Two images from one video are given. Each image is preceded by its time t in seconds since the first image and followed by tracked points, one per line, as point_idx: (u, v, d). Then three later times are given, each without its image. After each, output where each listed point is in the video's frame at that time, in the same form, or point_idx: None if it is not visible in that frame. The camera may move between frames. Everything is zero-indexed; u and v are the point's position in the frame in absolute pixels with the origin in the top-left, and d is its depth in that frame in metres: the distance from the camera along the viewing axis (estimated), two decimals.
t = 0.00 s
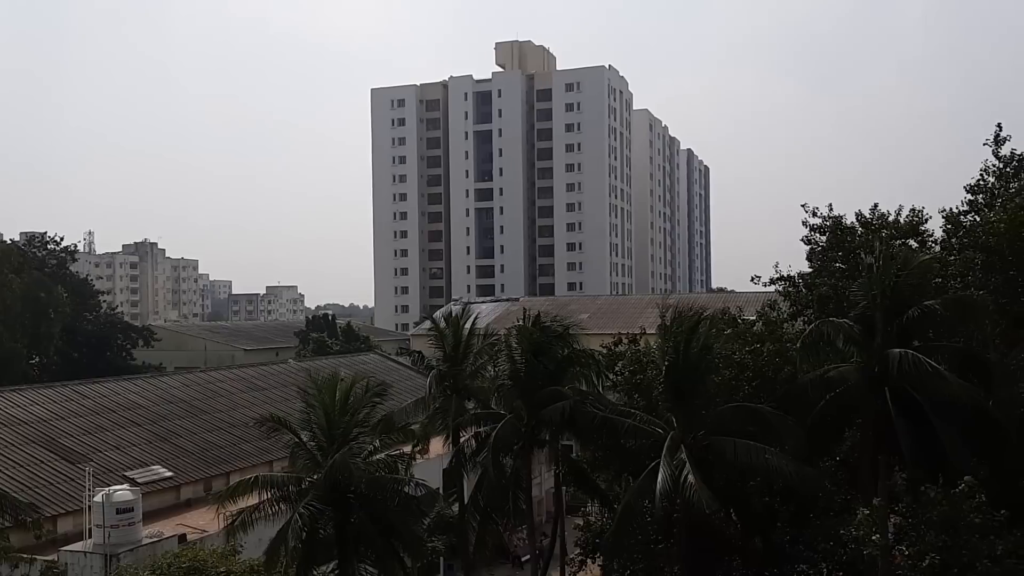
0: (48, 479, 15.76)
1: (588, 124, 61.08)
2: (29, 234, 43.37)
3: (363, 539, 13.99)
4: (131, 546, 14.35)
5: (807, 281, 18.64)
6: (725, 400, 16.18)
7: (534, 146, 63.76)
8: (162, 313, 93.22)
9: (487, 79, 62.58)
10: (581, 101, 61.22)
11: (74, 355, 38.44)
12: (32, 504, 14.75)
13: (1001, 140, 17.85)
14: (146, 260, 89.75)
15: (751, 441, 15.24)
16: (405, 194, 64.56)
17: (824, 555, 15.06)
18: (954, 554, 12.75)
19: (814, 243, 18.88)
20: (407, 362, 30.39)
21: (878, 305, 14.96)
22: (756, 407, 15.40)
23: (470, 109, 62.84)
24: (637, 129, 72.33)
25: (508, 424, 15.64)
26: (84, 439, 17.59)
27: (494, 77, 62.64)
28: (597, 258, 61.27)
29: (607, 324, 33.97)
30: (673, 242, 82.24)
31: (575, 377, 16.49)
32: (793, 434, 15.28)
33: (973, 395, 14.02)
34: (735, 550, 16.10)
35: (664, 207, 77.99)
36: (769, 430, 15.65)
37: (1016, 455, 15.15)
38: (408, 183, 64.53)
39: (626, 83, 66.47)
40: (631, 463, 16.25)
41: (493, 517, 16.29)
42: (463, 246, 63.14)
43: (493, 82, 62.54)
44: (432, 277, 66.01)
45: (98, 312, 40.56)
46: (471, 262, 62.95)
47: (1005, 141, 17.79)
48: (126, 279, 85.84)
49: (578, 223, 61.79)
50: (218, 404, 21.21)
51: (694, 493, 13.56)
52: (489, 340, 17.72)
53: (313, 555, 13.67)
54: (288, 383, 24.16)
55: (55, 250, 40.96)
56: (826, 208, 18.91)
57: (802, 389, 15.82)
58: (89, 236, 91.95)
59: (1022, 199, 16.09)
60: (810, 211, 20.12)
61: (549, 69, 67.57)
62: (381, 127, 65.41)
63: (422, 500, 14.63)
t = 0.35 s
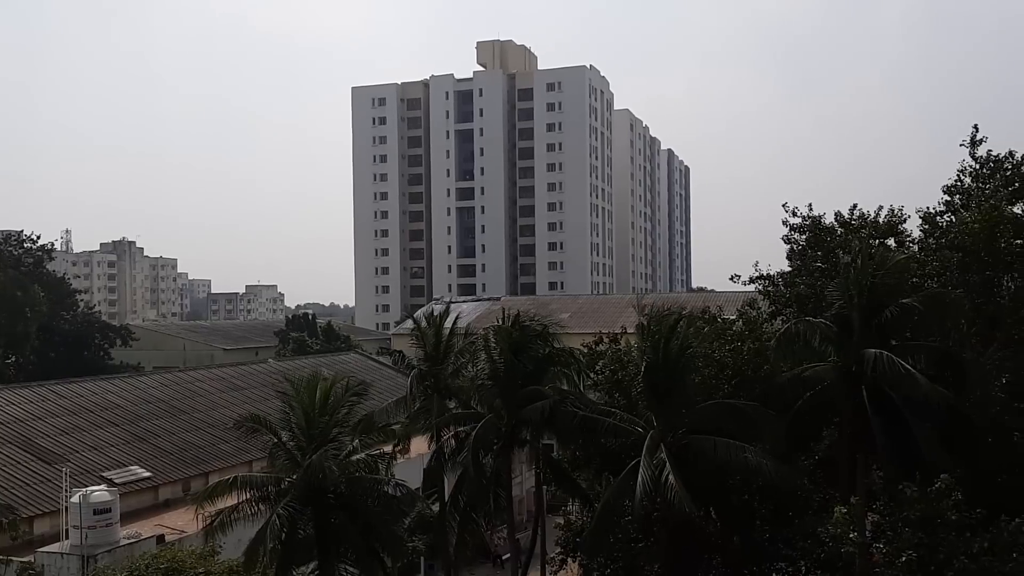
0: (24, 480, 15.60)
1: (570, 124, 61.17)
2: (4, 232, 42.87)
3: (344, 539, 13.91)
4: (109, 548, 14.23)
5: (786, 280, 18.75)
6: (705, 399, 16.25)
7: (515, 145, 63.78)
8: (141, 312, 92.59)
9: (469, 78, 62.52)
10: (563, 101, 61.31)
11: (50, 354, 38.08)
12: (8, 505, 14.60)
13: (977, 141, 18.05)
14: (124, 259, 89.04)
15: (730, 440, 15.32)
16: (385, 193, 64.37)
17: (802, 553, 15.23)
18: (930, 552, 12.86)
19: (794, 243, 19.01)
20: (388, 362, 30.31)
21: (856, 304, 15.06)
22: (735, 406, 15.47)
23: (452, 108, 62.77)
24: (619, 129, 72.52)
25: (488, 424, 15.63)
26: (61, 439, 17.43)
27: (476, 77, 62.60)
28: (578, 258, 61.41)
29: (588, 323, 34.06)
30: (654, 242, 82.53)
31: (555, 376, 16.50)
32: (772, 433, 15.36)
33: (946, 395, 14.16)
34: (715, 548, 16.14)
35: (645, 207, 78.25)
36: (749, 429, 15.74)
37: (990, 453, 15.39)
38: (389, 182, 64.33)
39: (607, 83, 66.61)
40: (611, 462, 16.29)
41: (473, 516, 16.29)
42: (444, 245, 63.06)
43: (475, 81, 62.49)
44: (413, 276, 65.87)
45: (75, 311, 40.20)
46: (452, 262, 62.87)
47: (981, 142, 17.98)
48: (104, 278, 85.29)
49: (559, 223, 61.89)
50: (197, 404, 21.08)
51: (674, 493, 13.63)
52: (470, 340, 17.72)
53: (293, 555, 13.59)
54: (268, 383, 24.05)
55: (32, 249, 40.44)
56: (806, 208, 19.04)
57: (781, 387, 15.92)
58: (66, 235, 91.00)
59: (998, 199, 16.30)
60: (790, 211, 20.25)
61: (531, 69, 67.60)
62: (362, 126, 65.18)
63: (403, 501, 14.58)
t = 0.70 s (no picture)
0: (11, 480, 15.51)
1: (559, 123, 61.21)
2: None
3: (334, 538, 13.92)
4: (97, 548, 14.16)
5: (774, 278, 18.78)
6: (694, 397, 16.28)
7: (505, 144, 63.76)
8: (129, 311, 92.35)
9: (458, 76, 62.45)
10: (552, 100, 61.33)
11: (37, 353, 37.90)
12: None
13: (965, 140, 18.10)
14: (112, 258, 88.77)
15: (719, 437, 15.35)
16: (375, 191, 64.26)
17: (791, 550, 15.23)
18: (917, 548, 12.91)
19: (784, 241, 19.06)
20: (379, 362, 30.22)
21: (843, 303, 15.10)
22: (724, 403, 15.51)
23: (440, 107, 62.80)
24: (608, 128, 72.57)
25: (477, 423, 15.65)
26: (49, 439, 17.34)
27: (465, 75, 62.54)
28: (568, 256, 61.47)
29: (577, 322, 34.07)
30: (644, 241, 82.61)
31: (545, 374, 16.50)
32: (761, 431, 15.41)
33: (932, 394, 14.22)
34: (703, 545, 16.17)
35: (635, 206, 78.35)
36: (738, 427, 15.78)
37: (974, 450, 15.58)
38: (379, 181, 64.23)
39: (597, 82, 66.65)
40: (600, 460, 16.30)
41: (463, 515, 16.27)
42: (433, 244, 63.00)
43: (464, 79, 62.42)
44: (402, 275, 65.77)
45: (62, 310, 40.02)
46: (442, 261, 62.81)
47: (968, 141, 18.03)
48: (91, 277, 85.18)
49: (549, 221, 61.93)
50: (185, 403, 21.01)
51: (665, 490, 13.67)
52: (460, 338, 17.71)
53: (280, 555, 13.64)
54: (257, 382, 23.98)
55: (19, 247, 40.29)
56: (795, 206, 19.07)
57: (769, 385, 15.98)
58: (54, 233, 90.63)
59: (984, 198, 16.39)
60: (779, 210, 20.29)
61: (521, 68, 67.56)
62: (351, 124, 65.04)
63: (392, 500, 14.58)
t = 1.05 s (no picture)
0: None
1: (547, 122, 61.24)
2: None
3: (322, 539, 13.93)
4: (83, 548, 14.09)
5: (761, 277, 18.83)
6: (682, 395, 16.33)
7: (493, 143, 63.77)
8: (116, 311, 91.88)
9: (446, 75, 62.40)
10: (540, 99, 61.38)
11: (22, 353, 37.75)
12: None
13: (949, 140, 18.24)
14: (98, 258, 88.45)
15: (706, 435, 15.39)
16: (363, 190, 64.15)
17: (777, 547, 15.51)
18: (905, 546, 13.01)
19: (771, 240, 19.12)
20: (367, 362, 30.18)
21: (829, 302, 15.15)
22: (713, 402, 15.54)
23: (429, 105, 62.74)
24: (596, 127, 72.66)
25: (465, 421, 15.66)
26: (35, 439, 17.25)
27: (453, 74, 62.50)
28: (556, 255, 61.56)
29: (566, 321, 34.12)
30: (632, 240, 82.75)
31: (533, 373, 16.52)
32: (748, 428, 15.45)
33: (919, 392, 14.25)
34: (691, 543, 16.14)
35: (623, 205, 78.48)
36: (726, 424, 15.83)
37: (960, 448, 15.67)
38: (367, 179, 64.13)
39: (585, 81, 66.69)
40: (588, 459, 16.31)
41: (451, 514, 16.28)
42: (422, 243, 62.92)
43: (453, 78, 62.37)
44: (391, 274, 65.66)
45: (48, 310, 39.88)
46: (430, 259, 62.76)
47: (952, 141, 18.16)
48: (78, 277, 84.74)
49: (538, 220, 62.00)
50: (172, 402, 20.95)
51: (655, 489, 13.73)
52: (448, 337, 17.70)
53: (268, 556, 13.69)
54: (244, 381, 23.92)
55: (5, 246, 40.16)
56: (781, 206, 19.13)
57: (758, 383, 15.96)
58: (40, 233, 90.25)
59: (969, 197, 16.52)
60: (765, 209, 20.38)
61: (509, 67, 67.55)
62: (339, 123, 64.95)
63: (380, 499, 14.55)
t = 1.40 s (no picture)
0: None
1: (535, 122, 61.31)
2: None
3: (308, 540, 13.93)
4: (68, 551, 14.01)
5: (747, 277, 18.85)
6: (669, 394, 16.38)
7: (481, 143, 63.75)
8: (101, 312, 91.42)
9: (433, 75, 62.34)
10: (528, 99, 61.45)
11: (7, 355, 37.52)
12: None
13: (933, 140, 18.32)
14: (84, 258, 87.95)
15: (693, 434, 15.43)
16: (350, 190, 64.02)
17: (765, 547, 15.53)
18: (891, 545, 13.05)
19: (756, 241, 19.16)
20: (354, 362, 30.09)
21: (815, 301, 15.22)
22: (699, 401, 15.58)
23: (417, 105, 62.71)
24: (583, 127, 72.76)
25: (451, 422, 15.66)
26: (20, 441, 17.13)
27: (441, 74, 62.43)
28: (544, 256, 61.65)
29: (554, 321, 34.14)
30: (619, 240, 82.91)
31: (520, 373, 16.55)
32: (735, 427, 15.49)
33: (905, 390, 14.34)
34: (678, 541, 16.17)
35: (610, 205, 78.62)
36: (713, 424, 15.87)
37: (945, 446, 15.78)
38: (354, 179, 64.00)
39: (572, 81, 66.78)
40: (576, 459, 16.31)
41: (438, 515, 16.26)
42: (410, 243, 62.79)
43: (440, 78, 62.31)
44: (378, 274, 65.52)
45: (33, 310, 39.67)
46: (418, 260, 62.66)
47: (936, 141, 18.23)
48: (62, 278, 84.28)
49: (525, 220, 62.06)
50: (158, 404, 20.86)
51: (645, 488, 13.75)
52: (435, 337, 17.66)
53: (255, 559, 13.63)
54: (230, 382, 23.85)
55: None
56: (766, 206, 19.16)
57: (744, 382, 15.99)
58: (24, 234, 89.70)
59: (953, 197, 16.62)
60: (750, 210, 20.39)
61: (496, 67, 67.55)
62: (326, 123, 64.80)
63: (368, 500, 14.49)
